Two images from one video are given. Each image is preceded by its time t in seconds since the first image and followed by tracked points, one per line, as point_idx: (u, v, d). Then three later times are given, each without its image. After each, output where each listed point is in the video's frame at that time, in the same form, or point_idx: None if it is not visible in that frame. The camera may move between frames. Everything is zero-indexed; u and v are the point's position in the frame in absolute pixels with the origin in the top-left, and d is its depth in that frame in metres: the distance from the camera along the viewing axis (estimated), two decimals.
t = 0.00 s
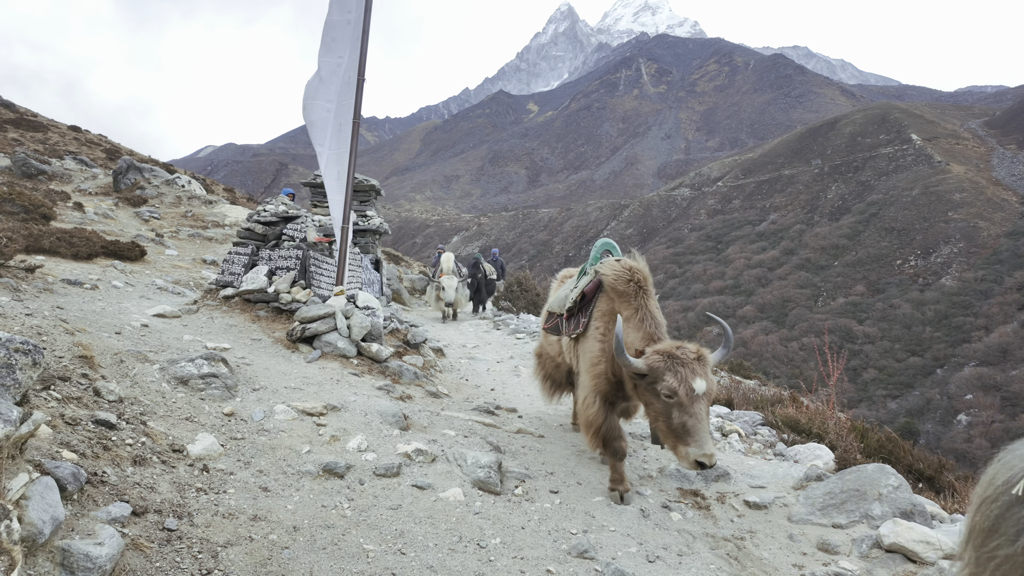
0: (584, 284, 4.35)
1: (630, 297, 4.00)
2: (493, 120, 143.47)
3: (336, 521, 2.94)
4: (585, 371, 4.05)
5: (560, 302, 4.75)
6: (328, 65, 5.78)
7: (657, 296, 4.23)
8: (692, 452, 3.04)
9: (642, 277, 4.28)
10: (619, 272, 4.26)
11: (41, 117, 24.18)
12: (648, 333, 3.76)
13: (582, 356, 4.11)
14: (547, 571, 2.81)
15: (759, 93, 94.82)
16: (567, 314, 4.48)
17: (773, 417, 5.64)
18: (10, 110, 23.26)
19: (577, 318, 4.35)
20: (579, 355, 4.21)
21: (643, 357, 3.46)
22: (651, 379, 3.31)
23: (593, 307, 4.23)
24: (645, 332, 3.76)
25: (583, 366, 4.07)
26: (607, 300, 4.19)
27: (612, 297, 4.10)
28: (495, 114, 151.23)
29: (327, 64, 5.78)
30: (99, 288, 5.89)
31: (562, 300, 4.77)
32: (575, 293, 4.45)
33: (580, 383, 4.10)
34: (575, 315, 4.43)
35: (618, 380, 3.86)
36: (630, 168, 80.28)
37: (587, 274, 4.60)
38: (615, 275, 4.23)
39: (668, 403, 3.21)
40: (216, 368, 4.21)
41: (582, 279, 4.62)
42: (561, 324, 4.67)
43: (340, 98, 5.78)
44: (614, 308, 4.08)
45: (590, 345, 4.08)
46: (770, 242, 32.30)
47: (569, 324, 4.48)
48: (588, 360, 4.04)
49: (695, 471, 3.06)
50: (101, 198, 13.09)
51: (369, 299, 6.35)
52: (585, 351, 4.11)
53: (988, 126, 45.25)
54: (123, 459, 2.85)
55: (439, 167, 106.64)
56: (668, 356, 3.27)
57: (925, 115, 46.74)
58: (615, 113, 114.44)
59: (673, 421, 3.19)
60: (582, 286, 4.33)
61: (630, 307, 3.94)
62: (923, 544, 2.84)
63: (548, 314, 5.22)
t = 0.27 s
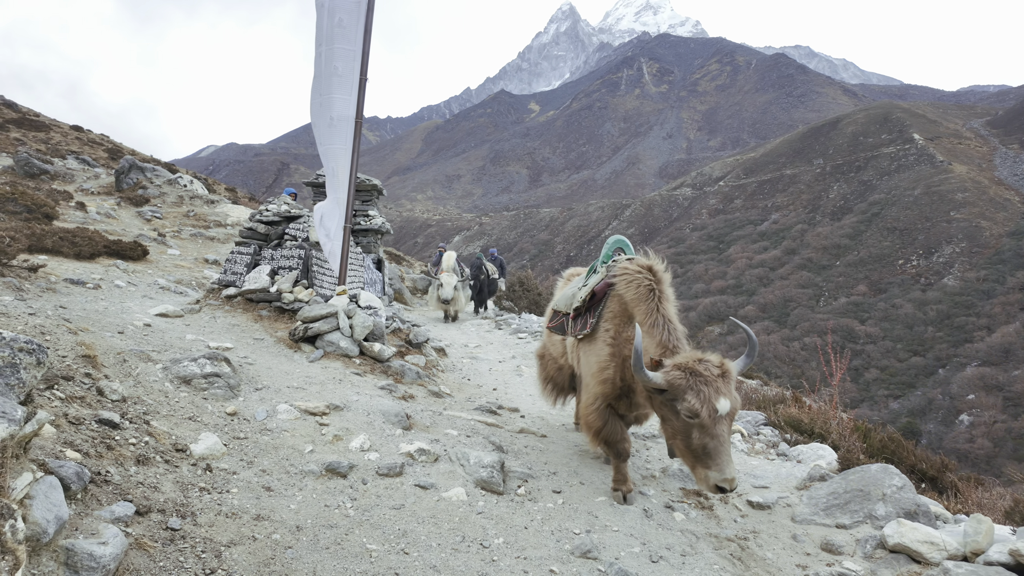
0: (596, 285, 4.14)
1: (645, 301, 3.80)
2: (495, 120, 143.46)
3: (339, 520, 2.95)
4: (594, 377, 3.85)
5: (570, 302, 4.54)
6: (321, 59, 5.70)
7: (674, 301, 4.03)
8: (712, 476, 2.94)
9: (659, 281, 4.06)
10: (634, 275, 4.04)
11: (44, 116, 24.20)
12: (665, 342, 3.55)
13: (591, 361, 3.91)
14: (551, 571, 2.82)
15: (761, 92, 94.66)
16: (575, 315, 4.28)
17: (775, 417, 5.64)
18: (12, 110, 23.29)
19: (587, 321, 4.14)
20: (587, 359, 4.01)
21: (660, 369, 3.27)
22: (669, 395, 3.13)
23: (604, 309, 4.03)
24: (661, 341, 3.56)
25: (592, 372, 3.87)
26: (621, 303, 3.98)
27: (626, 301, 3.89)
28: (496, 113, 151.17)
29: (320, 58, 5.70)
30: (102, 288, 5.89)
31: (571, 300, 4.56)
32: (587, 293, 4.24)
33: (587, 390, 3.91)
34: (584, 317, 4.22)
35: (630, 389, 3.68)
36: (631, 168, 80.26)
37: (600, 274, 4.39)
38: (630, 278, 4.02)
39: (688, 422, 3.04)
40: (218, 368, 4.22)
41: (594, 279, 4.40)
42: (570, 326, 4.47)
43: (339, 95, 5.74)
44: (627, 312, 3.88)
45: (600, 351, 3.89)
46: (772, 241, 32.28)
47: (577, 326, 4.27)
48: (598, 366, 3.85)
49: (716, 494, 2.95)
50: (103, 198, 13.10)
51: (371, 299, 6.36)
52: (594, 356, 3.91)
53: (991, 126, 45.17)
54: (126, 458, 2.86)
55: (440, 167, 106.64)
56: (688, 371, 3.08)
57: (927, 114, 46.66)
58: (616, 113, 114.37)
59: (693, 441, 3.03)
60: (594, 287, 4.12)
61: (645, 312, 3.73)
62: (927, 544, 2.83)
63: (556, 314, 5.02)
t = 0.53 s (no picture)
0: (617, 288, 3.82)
1: (670, 307, 3.49)
2: (496, 120, 143.48)
3: (341, 520, 2.95)
4: (611, 385, 3.58)
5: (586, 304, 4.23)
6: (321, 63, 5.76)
7: (701, 308, 3.75)
8: (743, 500, 2.72)
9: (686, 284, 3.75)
10: (659, 278, 3.74)
11: (45, 117, 24.23)
12: (694, 352, 3.29)
13: (609, 368, 3.64)
14: (553, 571, 2.82)
15: (763, 92, 94.55)
16: (592, 318, 3.97)
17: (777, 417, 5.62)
18: (15, 110, 23.33)
19: (604, 326, 3.84)
20: (603, 366, 3.72)
21: (691, 380, 3.02)
22: (702, 409, 2.90)
23: (625, 315, 3.71)
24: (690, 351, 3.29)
25: (609, 379, 3.59)
26: (643, 309, 3.65)
27: (650, 307, 3.58)
28: (497, 114, 151.16)
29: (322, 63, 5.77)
30: (104, 288, 5.90)
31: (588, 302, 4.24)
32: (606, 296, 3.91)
33: (604, 397, 3.64)
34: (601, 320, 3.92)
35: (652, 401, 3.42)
36: (632, 168, 80.26)
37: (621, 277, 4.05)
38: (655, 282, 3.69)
39: (722, 441, 2.82)
40: (220, 368, 4.22)
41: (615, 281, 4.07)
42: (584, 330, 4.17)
43: (340, 96, 5.76)
44: (650, 318, 3.56)
45: (620, 358, 3.60)
46: (774, 241, 32.24)
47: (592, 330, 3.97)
48: (616, 373, 3.57)
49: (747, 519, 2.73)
50: (105, 198, 13.10)
51: (372, 299, 6.36)
52: (613, 363, 3.63)
53: (993, 126, 45.09)
54: (128, 458, 2.86)
55: (441, 167, 106.66)
56: (725, 385, 2.84)
57: (929, 114, 46.58)
58: (617, 113, 114.36)
59: (725, 461, 2.82)
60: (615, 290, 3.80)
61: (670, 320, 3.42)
62: (931, 545, 2.82)
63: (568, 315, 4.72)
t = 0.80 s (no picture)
0: (651, 299, 3.42)
1: (709, 322, 3.14)
2: (497, 120, 143.44)
3: (342, 520, 2.95)
4: (639, 403, 3.23)
5: (610, 312, 3.83)
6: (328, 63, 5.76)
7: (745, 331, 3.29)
8: (818, 518, 2.46)
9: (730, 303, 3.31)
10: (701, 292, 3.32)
11: (47, 117, 24.27)
12: (734, 369, 2.99)
13: (637, 385, 3.29)
14: (555, 571, 2.81)
15: (764, 92, 94.48)
16: (622, 330, 3.56)
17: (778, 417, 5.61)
18: (16, 110, 23.37)
19: (631, 338, 3.46)
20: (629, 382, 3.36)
21: (736, 393, 2.79)
22: (753, 425, 2.68)
23: (658, 330, 3.31)
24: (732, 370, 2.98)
25: (636, 396, 3.25)
26: (677, 323, 3.28)
27: (686, 320, 3.22)
28: (498, 114, 151.13)
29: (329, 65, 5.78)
30: (105, 288, 5.90)
31: (610, 309, 3.86)
32: (637, 307, 3.51)
33: (630, 416, 3.30)
34: (628, 332, 3.54)
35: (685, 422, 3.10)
36: (633, 168, 80.23)
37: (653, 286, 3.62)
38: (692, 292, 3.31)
39: (782, 456, 2.58)
40: (222, 368, 4.22)
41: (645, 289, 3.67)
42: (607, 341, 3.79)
43: (343, 99, 5.77)
44: (686, 334, 3.19)
45: (650, 374, 3.25)
46: (775, 241, 32.20)
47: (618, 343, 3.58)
48: (645, 391, 3.23)
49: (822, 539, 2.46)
50: (106, 198, 13.11)
51: (374, 298, 6.36)
52: (641, 379, 3.28)
53: (995, 125, 45.02)
54: (130, 458, 2.86)
55: (442, 167, 106.66)
56: (774, 394, 2.64)
57: (931, 114, 46.53)
58: (618, 113, 114.31)
59: (790, 478, 2.56)
60: (651, 301, 3.38)
61: (711, 336, 3.06)
62: (934, 546, 2.81)
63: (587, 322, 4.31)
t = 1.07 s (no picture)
0: (689, 304, 3.17)
1: (756, 328, 2.93)
2: (498, 119, 143.41)
3: (344, 521, 2.95)
4: (682, 419, 2.94)
5: (637, 320, 3.54)
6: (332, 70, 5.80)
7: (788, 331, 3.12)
8: (876, 559, 2.29)
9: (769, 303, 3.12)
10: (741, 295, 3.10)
11: (49, 118, 24.33)
12: (793, 376, 2.79)
13: (677, 397, 3.01)
14: (556, 572, 2.81)
15: (765, 91, 94.36)
16: (654, 340, 3.28)
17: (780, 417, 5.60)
18: (19, 111, 23.44)
19: (666, 347, 3.19)
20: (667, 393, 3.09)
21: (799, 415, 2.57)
22: (817, 453, 2.45)
23: (699, 337, 3.07)
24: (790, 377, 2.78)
25: (677, 411, 2.97)
26: (720, 328, 3.06)
27: (732, 324, 3.01)
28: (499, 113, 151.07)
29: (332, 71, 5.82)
30: (107, 288, 5.91)
31: (636, 317, 3.56)
32: (671, 314, 3.25)
33: (669, 434, 2.98)
34: (661, 342, 3.26)
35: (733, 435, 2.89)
36: (635, 167, 80.18)
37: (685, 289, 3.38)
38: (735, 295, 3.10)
39: (844, 490, 2.39)
40: (223, 368, 4.23)
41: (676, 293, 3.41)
42: (635, 353, 3.49)
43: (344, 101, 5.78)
44: (731, 342, 2.97)
45: (692, 385, 2.98)
46: (777, 241, 32.17)
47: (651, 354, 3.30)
48: (688, 404, 2.95)
49: None
50: (108, 199, 13.14)
51: (375, 299, 6.35)
52: (682, 391, 3.01)
53: (997, 125, 44.93)
54: (131, 458, 2.86)
55: (443, 167, 106.67)
56: (845, 424, 2.41)
57: (933, 113, 46.46)
58: (619, 113, 114.24)
59: (849, 512, 2.38)
60: (690, 307, 3.13)
61: (761, 341, 2.89)
62: (936, 547, 2.81)
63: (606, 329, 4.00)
